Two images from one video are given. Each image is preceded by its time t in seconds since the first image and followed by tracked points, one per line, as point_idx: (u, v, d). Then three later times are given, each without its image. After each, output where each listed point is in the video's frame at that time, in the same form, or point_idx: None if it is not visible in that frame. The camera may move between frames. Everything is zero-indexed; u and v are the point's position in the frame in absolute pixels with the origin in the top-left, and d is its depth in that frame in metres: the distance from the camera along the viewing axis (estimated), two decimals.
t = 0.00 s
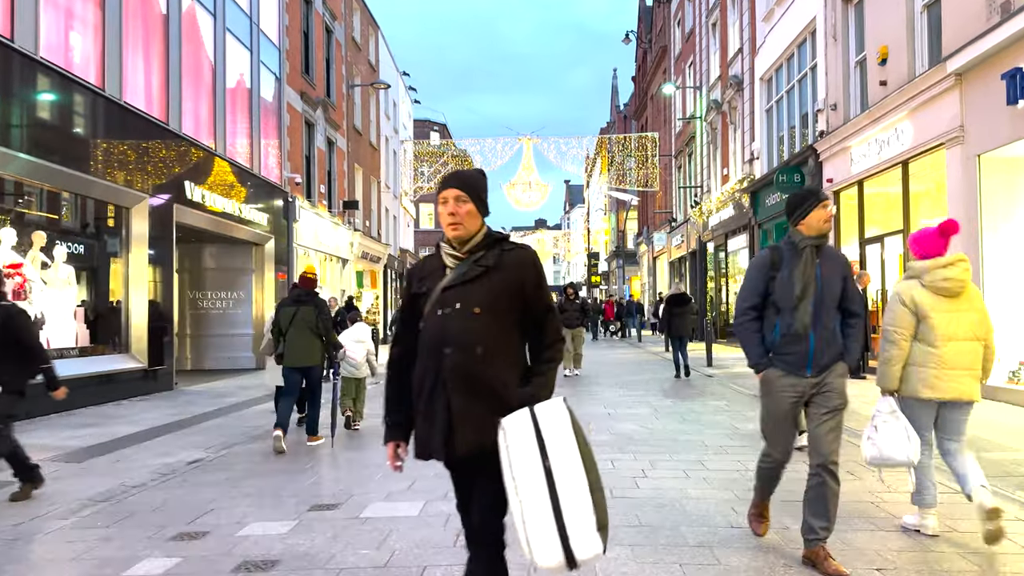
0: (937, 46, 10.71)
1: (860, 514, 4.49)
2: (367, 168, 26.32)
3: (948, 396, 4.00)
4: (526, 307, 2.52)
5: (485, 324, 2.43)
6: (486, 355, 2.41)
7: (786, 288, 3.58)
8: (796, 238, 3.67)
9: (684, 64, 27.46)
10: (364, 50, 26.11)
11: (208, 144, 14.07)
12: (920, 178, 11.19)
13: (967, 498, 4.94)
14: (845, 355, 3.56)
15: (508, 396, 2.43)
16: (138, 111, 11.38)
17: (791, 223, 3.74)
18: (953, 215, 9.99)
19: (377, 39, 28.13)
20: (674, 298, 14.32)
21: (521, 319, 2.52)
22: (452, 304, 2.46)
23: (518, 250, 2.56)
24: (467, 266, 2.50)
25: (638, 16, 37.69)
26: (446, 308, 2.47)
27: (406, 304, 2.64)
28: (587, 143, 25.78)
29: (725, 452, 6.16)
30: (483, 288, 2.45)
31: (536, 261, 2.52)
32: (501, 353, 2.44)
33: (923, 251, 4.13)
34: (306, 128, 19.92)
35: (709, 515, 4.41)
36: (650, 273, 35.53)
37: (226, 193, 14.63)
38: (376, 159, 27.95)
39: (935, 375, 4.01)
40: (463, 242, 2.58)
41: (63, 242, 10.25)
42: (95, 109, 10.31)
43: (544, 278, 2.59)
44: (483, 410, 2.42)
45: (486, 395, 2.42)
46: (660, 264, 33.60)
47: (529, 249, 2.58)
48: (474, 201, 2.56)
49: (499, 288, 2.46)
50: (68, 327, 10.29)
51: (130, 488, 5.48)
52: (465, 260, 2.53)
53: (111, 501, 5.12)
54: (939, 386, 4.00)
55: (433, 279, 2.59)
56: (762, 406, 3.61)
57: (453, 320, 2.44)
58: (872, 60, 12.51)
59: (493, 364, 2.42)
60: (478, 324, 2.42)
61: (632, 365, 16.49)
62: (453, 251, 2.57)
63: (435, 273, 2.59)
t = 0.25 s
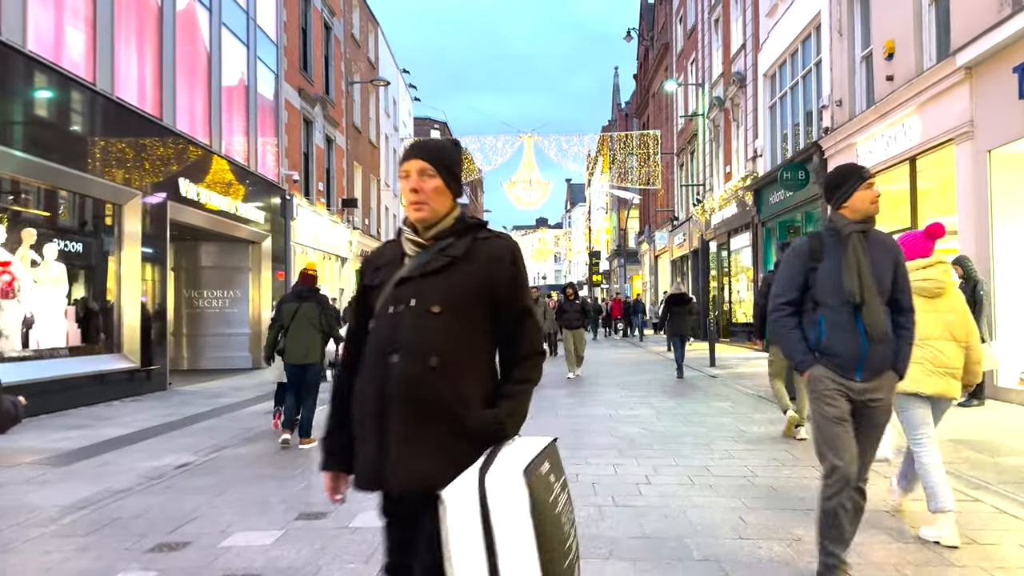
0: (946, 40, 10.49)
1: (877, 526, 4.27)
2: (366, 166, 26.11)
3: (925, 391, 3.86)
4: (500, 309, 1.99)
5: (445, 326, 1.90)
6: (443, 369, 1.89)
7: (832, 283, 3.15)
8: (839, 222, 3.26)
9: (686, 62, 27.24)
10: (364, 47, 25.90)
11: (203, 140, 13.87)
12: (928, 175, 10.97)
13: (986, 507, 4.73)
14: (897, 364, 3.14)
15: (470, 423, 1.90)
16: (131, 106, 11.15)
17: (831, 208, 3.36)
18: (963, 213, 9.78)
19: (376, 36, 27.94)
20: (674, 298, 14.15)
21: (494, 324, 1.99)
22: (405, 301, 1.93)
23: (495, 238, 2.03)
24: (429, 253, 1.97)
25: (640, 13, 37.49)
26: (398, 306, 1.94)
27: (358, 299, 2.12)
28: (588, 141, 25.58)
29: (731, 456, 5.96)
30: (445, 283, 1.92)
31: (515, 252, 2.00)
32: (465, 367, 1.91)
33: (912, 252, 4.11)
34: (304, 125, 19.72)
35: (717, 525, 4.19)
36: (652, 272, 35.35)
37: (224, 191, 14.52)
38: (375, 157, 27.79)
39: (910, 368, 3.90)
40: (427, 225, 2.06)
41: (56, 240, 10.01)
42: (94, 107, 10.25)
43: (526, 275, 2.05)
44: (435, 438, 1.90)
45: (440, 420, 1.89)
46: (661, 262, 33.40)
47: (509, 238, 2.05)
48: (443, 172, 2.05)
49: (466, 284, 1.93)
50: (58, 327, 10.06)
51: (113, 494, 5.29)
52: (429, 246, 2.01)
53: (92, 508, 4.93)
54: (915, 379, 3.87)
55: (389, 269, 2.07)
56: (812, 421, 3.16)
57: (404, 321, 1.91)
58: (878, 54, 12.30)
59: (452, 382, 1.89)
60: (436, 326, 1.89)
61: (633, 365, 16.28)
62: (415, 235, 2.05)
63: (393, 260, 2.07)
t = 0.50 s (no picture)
0: (955, 33, 10.25)
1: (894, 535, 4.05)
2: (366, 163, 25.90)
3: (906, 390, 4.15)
4: (464, 298, 1.63)
5: (390, 320, 1.54)
6: (389, 373, 1.53)
7: (890, 290, 2.70)
8: (902, 219, 2.77)
9: (689, 58, 26.98)
10: (363, 43, 25.67)
11: (199, 136, 13.66)
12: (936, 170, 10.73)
13: (1006, 514, 4.51)
14: (971, 386, 2.67)
15: (422, 440, 1.54)
16: (123, 99, 10.91)
17: (892, 199, 2.86)
18: (974, 209, 9.55)
19: (377, 32, 27.73)
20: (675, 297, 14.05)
21: (457, 318, 1.64)
22: (344, 289, 1.59)
23: (457, 210, 1.67)
24: (374, 229, 1.62)
25: (643, 10, 37.23)
26: (335, 294, 1.59)
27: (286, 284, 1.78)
28: (590, 138, 25.35)
29: (738, 460, 5.74)
30: (393, 266, 1.57)
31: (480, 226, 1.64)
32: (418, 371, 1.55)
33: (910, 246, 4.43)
34: (303, 122, 19.51)
35: (726, 534, 3.98)
36: (654, 270, 35.15)
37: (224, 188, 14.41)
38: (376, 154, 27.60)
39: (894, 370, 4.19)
40: (372, 195, 1.70)
41: (45, 237, 9.81)
42: (92, 104, 10.18)
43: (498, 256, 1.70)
44: (380, 461, 1.54)
45: (384, 436, 1.53)
46: (664, 260, 33.19)
47: (476, 210, 1.70)
48: (389, 127, 1.68)
49: (420, 268, 1.58)
50: (48, 326, 9.85)
51: (97, 499, 5.11)
52: (374, 219, 1.65)
53: (73, 515, 4.75)
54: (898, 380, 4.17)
55: (324, 248, 1.72)
56: (881, 454, 2.70)
57: (342, 315, 1.56)
58: (885, 48, 12.06)
59: (400, 390, 1.53)
60: (380, 320, 1.54)
61: (636, 364, 16.08)
62: (356, 208, 1.70)
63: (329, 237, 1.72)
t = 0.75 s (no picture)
0: (972, 25, 9.97)
1: (919, 549, 3.80)
2: (370, 162, 25.71)
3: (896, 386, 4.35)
4: (380, 319, 1.25)
5: (274, 356, 1.17)
6: (273, 433, 1.16)
7: (993, 273, 2.29)
8: (1009, 180, 2.32)
9: (697, 55, 26.73)
10: (368, 40, 25.49)
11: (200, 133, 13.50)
12: (951, 167, 10.47)
13: None
14: None
15: (318, 513, 1.17)
16: (120, 95, 10.71)
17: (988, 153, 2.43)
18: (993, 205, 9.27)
19: (382, 30, 27.55)
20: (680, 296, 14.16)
21: (372, 345, 1.26)
22: (214, 312, 1.21)
23: (372, 199, 1.29)
24: (257, 228, 1.25)
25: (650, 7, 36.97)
26: (204, 320, 1.22)
27: (147, 306, 1.39)
28: (597, 136, 25.12)
29: (750, 467, 5.49)
30: (280, 280, 1.20)
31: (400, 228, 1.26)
32: (313, 429, 1.18)
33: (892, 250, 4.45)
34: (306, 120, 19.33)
35: (741, 549, 3.73)
36: (662, 269, 34.88)
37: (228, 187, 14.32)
38: (380, 152, 27.41)
39: (888, 367, 4.37)
40: (255, 180, 1.32)
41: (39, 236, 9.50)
42: (96, 104, 10.17)
43: (427, 261, 1.31)
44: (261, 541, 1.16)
45: (270, 522, 1.16)
46: (671, 260, 32.91)
47: (392, 198, 1.31)
48: (272, 84, 1.31)
49: (314, 286, 1.20)
50: (43, 326, 9.60)
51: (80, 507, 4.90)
52: (256, 215, 1.28)
53: (53, 524, 4.54)
54: (889, 377, 4.37)
55: (198, 252, 1.34)
56: (965, 475, 2.33)
57: (212, 348, 1.19)
58: (898, 41, 11.78)
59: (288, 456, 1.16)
60: (260, 356, 1.17)
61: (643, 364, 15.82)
62: (236, 198, 1.32)
63: (196, 247, 1.35)
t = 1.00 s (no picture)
0: (989, 17, 9.69)
1: (948, 565, 3.54)
2: (376, 161, 25.53)
3: (888, 388, 4.70)
4: (185, 274, 0.97)
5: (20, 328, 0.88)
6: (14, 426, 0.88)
7: None
8: None
9: (705, 51, 26.46)
10: (373, 38, 25.31)
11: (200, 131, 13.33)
12: (969, 164, 10.21)
13: None
14: None
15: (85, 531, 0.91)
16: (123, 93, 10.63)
17: None
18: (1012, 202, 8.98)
19: (387, 27, 27.35)
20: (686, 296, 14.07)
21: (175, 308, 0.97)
22: None
23: (184, 110, 1.00)
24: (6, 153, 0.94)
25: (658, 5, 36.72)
26: None
27: None
28: (604, 134, 24.87)
29: (764, 476, 5.24)
30: (34, 226, 0.90)
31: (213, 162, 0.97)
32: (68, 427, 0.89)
33: (876, 261, 4.95)
34: (310, 117, 19.15)
35: (758, 566, 3.49)
36: (669, 269, 34.60)
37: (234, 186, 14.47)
38: (386, 151, 27.21)
39: (883, 369, 4.73)
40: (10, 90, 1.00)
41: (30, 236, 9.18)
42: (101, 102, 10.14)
43: (258, 203, 1.01)
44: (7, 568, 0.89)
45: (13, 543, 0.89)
46: (680, 259, 32.63)
47: (213, 115, 1.00)
48: None
49: (74, 239, 0.91)
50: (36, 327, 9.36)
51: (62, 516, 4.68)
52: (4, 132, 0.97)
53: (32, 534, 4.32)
54: (883, 379, 4.72)
55: None
56: None
57: None
58: (913, 35, 11.50)
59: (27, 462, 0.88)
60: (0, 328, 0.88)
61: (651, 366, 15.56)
62: None
63: None
